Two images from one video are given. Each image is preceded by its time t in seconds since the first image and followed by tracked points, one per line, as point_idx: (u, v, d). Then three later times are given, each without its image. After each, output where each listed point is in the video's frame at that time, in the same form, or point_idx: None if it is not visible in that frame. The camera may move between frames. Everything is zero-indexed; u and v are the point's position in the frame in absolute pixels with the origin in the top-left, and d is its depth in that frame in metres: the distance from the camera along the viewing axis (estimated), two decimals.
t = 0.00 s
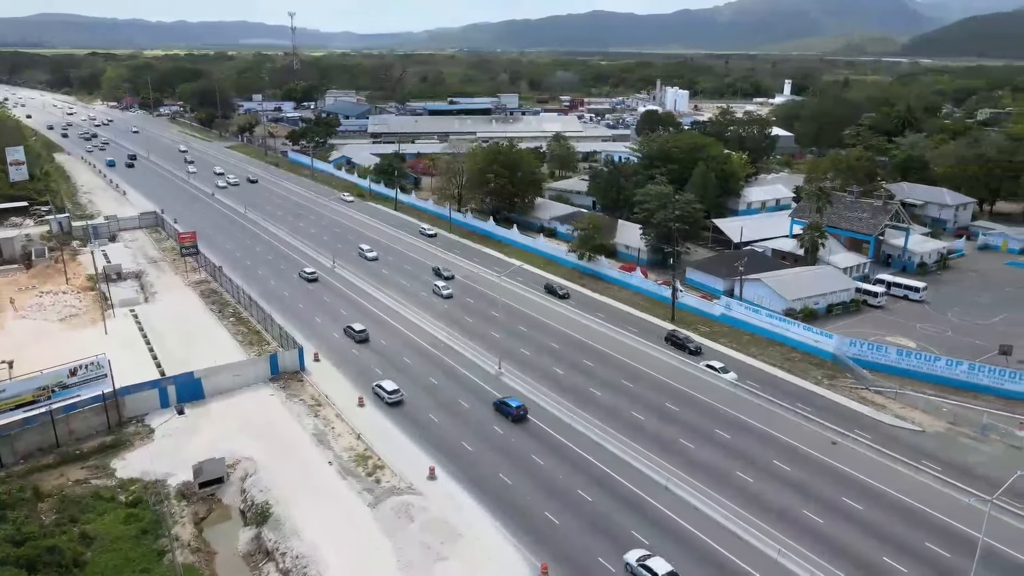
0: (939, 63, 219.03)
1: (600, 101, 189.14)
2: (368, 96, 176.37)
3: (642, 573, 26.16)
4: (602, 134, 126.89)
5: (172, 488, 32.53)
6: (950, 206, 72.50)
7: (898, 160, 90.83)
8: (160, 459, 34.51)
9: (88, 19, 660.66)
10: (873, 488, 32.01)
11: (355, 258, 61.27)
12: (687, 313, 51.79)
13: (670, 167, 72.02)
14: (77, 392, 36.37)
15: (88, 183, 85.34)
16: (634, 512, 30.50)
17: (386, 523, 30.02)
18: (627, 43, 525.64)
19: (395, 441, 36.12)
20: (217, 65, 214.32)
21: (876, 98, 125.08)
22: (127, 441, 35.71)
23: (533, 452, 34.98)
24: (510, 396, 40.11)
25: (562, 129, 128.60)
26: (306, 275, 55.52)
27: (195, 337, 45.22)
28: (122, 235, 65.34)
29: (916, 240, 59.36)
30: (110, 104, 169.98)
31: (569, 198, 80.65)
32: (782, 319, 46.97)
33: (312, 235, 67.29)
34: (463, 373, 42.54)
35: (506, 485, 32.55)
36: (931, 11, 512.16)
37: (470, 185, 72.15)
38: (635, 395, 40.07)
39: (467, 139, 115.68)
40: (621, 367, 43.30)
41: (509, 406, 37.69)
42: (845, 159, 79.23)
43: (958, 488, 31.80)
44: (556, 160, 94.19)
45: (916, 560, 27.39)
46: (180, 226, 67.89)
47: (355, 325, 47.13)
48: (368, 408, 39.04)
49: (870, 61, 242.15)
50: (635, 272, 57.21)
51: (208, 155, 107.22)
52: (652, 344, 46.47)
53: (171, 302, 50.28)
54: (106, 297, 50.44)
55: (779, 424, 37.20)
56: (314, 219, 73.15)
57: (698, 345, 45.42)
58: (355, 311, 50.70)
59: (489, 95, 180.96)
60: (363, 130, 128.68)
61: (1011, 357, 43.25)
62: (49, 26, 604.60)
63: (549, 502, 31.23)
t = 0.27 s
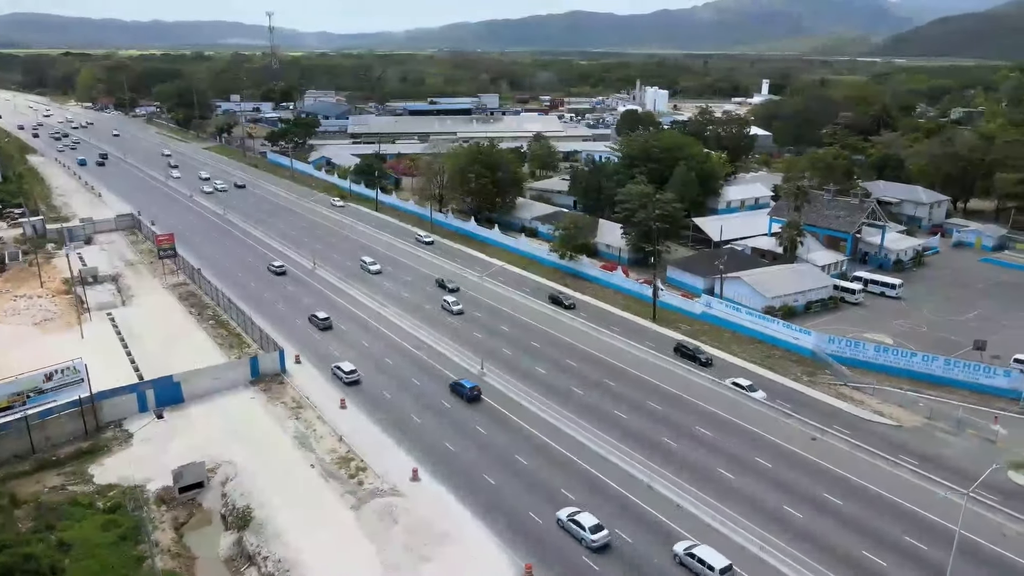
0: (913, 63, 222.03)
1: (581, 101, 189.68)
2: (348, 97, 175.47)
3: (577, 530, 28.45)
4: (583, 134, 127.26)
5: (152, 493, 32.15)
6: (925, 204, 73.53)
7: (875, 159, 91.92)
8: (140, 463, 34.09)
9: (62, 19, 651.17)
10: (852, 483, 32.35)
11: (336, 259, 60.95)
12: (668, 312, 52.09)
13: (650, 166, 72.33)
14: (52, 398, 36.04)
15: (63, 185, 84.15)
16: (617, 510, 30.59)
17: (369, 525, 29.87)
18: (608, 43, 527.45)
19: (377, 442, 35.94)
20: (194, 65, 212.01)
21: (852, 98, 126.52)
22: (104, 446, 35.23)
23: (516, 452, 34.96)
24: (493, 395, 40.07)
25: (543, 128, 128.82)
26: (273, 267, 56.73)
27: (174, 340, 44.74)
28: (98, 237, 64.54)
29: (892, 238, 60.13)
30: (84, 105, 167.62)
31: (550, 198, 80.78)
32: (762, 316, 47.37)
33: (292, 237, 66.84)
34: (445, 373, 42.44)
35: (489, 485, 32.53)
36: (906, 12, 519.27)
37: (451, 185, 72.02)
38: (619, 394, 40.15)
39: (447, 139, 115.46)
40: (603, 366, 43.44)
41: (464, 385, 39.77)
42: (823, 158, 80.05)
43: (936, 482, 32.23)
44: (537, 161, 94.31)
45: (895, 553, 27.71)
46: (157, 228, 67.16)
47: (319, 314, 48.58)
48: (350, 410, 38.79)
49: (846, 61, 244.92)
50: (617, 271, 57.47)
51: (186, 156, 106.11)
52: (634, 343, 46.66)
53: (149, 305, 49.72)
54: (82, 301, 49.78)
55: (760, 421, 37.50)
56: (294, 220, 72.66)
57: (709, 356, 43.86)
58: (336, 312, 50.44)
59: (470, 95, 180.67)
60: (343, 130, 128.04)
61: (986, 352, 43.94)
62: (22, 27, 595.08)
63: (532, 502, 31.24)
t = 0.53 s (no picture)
0: (888, 63, 224.93)
1: (561, 101, 190.11)
2: (327, 97, 174.46)
3: (513, 492, 30.93)
4: (563, 134, 127.52)
5: (130, 498, 31.74)
6: (900, 202, 74.52)
7: (851, 157, 92.99)
8: (118, 469, 33.63)
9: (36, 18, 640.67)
10: (832, 478, 32.70)
11: (316, 261, 60.58)
12: (649, 311, 52.36)
13: (631, 166, 72.62)
14: (27, 403, 35.36)
15: (38, 187, 82.89)
16: (601, 509, 30.67)
17: (352, 527, 29.73)
18: (589, 43, 528.97)
19: (360, 444, 35.77)
20: (170, 65, 209.50)
21: (828, 97, 127.93)
22: (81, 452, 34.72)
23: (499, 452, 34.95)
24: (475, 396, 40.04)
25: (524, 128, 128.92)
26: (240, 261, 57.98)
27: (151, 343, 44.22)
28: (73, 240, 63.65)
29: (869, 236, 60.82)
30: (58, 106, 165.06)
31: (531, 198, 80.85)
32: (742, 314, 47.75)
33: (272, 238, 66.33)
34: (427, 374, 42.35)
35: (472, 485, 32.49)
36: (882, 12, 526.41)
37: (432, 185, 71.85)
38: (601, 393, 40.27)
39: (428, 140, 115.19)
40: (585, 365, 43.58)
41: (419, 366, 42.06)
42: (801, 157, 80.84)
43: (913, 476, 32.66)
44: (518, 161, 94.36)
45: (874, 548, 28.06)
46: (134, 230, 66.36)
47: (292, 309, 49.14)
48: (332, 412, 38.58)
49: (822, 61, 247.81)
50: (598, 270, 57.67)
51: (163, 158, 104.93)
52: (617, 342, 46.80)
53: (126, 308, 49.12)
54: (58, 304, 49.09)
55: (741, 418, 37.81)
56: (274, 221, 72.13)
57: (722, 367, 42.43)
58: (317, 313, 50.15)
59: (450, 96, 180.38)
60: (323, 131, 127.26)
61: (961, 347, 44.62)
62: None
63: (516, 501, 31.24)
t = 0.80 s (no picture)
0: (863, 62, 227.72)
1: (541, 100, 190.39)
2: (306, 97, 173.34)
3: (455, 460, 33.28)
4: (544, 134, 127.71)
5: (109, 504, 31.32)
6: (877, 200, 75.50)
7: (828, 156, 94.01)
8: (96, 475, 33.17)
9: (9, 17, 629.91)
10: (812, 474, 33.02)
11: (296, 262, 60.19)
12: (631, 309, 52.61)
13: (611, 165, 72.86)
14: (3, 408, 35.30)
15: (11, 190, 81.55)
16: (584, 508, 30.73)
17: (335, 530, 29.56)
18: (569, 43, 529.99)
19: (343, 446, 35.55)
20: (145, 65, 206.85)
21: (805, 97, 129.32)
22: (58, 458, 34.21)
23: (482, 452, 34.92)
24: (458, 396, 39.98)
25: (505, 128, 128.94)
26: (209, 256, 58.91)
27: (129, 347, 43.70)
28: (48, 243, 62.72)
29: (846, 233, 61.56)
30: (31, 107, 162.39)
31: (513, 198, 80.89)
32: (722, 313, 48.12)
33: (252, 240, 65.79)
34: (410, 375, 42.23)
35: (455, 486, 32.43)
36: (859, 13, 532.77)
37: (413, 185, 71.63)
38: (584, 393, 40.36)
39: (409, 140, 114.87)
40: (568, 364, 43.69)
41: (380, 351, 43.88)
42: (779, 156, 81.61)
43: (892, 471, 33.06)
44: (499, 161, 94.37)
45: (854, 542, 28.37)
46: (111, 232, 65.53)
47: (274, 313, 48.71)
48: (314, 414, 38.33)
49: (800, 61, 250.42)
50: (580, 270, 57.84)
51: (139, 159, 103.63)
52: (599, 341, 46.97)
53: (104, 312, 48.49)
54: (32, 308, 48.38)
55: (722, 415, 38.08)
56: (253, 222, 71.57)
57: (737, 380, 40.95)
58: (297, 315, 49.84)
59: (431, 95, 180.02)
60: (302, 131, 126.43)
61: (936, 343, 45.30)
62: None
63: (500, 502, 31.23)
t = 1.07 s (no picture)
0: (839, 62, 230.40)
1: (522, 100, 190.51)
2: (285, 98, 172.13)
3: (402, 435, 35.35)
4: (525, 134, 127.78)
5: (87, 511, 30.86)
6: (854, 199, 76.37)
7: (806, 155, 94.96)
8: (74, 481, 32.69)
9: None
10: (793, 470, 33.32)
11: (277, 263, 59.75)
12: (613, 309, 52.80)
13: (592, 164, 73.01)
14: None
15: None
16: (568, 507, 30.78)
17: (317, 533, 29.37)
18: (550, 42, 530.75)
19: (325, 448, 35.33)
20: (120, 65, 204.18)
21: (782, 96, 130.65)
22: (35, 464, 33.68)
23: (465, 453, 34.86)
24: (441, 397, 39.90)
25: (486, 128, 128.85)
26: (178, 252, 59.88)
27: (107, 351, 43.17)
28: (22, 246, 61.77)
29: (824, 231, 62.28)
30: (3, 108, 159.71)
31: (494, 198, 80.86)
32: (703, 311, 48.42)
33: (231, 241, 65.22)
34: (392, 376, 42.07)
35: (439, 486, 32.35)
36: (836, 14, 539.18)
37: (394, 186, 71.35)
38: (566, 392, 40.43)
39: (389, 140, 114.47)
40: (550, 364, 43.77)
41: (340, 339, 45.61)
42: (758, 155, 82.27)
43: (871, 466, 33.46)
44: (480, 161, 94.28)
45: (835, 537, 28.66)
46: (87, 235, 64.69)
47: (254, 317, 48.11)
48: (295, 416, 38.05)
49: (776, 61, 253.04)
50: (561, 269, 57.98)
51: (115, 160, 102.39)
52: (581, 340, 47.06)
53: (80, 316, 47.80)
54: (6, 312, 47.67)
55: (703, 413, 38.33)
56: (233, 224, 70.95)
57: (756, 393, 39.56)
58: (278, 317, 49.49)
59: (411, 96, 179.59)
60: (281, 132, 125.55)
61: (912, 339, 45.93)
62: None
63: (483, 502, 31.20)
